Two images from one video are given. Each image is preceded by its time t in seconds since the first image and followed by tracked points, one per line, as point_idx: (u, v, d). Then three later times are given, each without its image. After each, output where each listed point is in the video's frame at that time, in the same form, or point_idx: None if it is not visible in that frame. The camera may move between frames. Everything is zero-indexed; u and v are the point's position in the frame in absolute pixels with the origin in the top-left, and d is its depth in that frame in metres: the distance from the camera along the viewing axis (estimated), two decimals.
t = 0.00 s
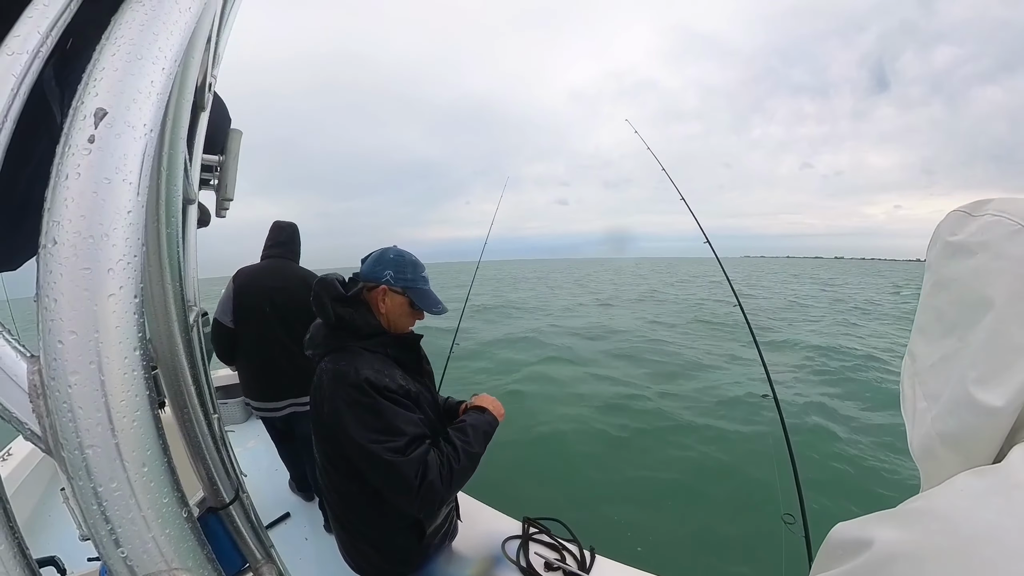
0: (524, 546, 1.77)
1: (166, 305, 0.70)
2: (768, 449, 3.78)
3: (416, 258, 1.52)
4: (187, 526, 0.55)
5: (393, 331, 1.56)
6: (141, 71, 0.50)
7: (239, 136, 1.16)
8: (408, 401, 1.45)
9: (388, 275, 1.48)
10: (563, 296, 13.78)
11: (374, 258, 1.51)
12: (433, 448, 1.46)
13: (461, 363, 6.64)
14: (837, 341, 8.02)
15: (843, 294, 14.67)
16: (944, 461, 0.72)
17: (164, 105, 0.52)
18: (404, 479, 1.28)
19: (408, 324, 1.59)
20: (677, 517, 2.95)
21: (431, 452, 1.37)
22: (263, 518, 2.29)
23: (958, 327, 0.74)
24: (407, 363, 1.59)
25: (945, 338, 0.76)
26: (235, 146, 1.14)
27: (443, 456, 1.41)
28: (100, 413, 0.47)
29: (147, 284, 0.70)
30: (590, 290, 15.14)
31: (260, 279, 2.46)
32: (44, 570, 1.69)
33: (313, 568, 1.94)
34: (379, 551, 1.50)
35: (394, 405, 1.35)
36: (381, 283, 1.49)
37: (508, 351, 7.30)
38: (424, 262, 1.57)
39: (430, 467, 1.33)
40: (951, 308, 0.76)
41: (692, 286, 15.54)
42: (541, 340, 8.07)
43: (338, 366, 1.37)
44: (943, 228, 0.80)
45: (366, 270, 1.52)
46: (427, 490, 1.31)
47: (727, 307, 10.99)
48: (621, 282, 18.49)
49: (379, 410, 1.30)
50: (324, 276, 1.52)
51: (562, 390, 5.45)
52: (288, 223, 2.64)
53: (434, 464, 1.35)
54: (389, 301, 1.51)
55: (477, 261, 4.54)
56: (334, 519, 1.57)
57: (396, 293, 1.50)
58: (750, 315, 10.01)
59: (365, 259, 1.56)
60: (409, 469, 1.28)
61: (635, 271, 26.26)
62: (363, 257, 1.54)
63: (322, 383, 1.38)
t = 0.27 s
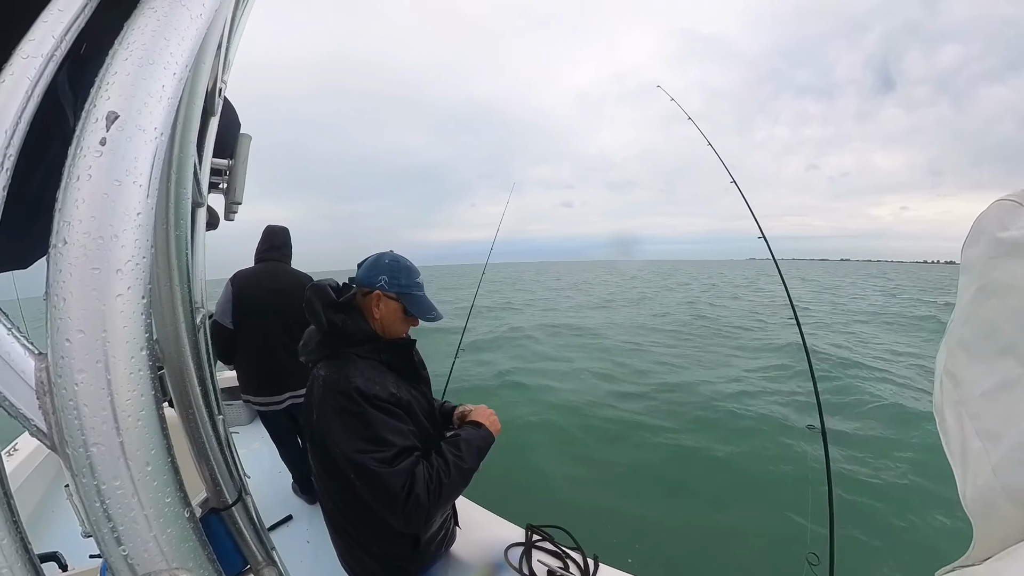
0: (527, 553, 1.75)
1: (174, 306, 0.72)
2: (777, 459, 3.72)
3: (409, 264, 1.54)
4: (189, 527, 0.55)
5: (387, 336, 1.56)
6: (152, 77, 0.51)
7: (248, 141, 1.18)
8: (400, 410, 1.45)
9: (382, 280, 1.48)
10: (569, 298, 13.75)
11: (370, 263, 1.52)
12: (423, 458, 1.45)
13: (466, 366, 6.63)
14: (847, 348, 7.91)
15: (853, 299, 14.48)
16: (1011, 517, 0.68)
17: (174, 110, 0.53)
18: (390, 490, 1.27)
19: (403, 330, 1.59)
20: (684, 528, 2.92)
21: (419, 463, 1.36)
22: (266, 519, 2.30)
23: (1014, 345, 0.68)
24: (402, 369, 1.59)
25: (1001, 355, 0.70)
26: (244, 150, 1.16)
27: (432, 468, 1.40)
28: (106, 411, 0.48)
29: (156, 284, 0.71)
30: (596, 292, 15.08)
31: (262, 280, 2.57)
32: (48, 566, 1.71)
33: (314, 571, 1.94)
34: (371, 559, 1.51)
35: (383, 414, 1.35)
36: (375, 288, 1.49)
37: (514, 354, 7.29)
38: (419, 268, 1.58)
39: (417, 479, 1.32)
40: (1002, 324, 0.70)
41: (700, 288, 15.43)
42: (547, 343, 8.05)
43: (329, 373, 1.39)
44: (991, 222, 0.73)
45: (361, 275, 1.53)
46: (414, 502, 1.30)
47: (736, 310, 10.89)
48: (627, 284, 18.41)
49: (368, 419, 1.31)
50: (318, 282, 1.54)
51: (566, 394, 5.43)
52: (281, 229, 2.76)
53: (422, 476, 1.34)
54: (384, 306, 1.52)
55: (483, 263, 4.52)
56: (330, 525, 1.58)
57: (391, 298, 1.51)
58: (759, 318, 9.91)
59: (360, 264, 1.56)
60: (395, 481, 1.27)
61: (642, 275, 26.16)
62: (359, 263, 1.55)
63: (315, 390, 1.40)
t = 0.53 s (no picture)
0: (527, 556, 1.75)
1: (176, 306, 0.72)
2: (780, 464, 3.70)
3: (405, 267, 1.55)
4: (189, 526, 0.55)
5: (381, 339, 1.57)
6: (158, 77, 0.52)
7: (253, 142, 1.18)
8: (394, 412, 1.45)
9: (378, 281, 1.49)
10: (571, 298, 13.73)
11: (365, 265, 1.53)
12: (417, 461, 1.45)
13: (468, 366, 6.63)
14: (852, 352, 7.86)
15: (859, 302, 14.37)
16: None
17: (180, 110, 0.54)
18: (385, 492, 1.27)
19: (397, 333, 1.60)
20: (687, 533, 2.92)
21: (413, 465, 1.36)
22: (266, 519, 2.30)
23: None
24: (395, 370, 1.60)
25: None
26: (249, 151, 1.17)
27: (427, 469, 1.40)
28: (107, 409, 0.48)
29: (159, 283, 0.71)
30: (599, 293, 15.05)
31: (263, 280, 2.61)
32: (49, 563, 1.72)
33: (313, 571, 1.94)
34: (368, 563, 1.50)
35: (378, 416, 1.35)
36: (371, 290, 1.50)
37: (516, 355, 7.28)
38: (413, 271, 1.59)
39: (411, 481, 1.32)
40: None
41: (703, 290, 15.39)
42: (549, 344, 8.03)
43: (323, 377, 1.39)
44: None
45: (356, 277, 1.53)
46: (409, 504, 1.30)
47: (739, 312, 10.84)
48: (630, 285, 18.36)
49: (361, 421, 1.31)
50: (310, 285, 1.55)
51: (569, 396, 5.41)
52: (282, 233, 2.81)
53: (416, 477, 1.34)
54: (379, 308, 1.53)
55: (487, 263, 4.51)
56: (326, 528, 1.58)
57: (386, 301, 1.52)
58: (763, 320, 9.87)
59: (355, 266, 1.57)
60: (390, 482, 1.27)
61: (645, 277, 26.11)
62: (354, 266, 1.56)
63: (309, 394, 1.40)
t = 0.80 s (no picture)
0: (528, 555, 1.75)
1: (180, 304, 0.73)
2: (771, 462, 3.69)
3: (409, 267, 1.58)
4: (192, 522, 0.55)
5: (382, 337, 1.58)
6: (162, 76, 0.52)
7: (257, 141, 1.19)
8: (394, 410, 1.45)
9: (389, 286, 1.50)
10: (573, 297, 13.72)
11: (370, 267, 1.51)
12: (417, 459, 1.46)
13: (469, 365, 6.64)
14: (854, 352, 7.83)
15: (862, 301, 14.34)
16: None
17: (184, 109, 0.54)
18: (385, 489, 1.28)
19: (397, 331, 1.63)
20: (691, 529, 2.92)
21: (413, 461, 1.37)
22: (268, 516, 2.31)
23: None
24: (395, 367, 1.60)
25: None
26: (252, 149, 1.17)
27: (426, 466, 1.40)
28: (111, 406, 0.48)
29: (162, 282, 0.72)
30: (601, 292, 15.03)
31: (269, 276, 2.64)
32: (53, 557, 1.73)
33: (314, 569, 1.94)
34: (369, 561, 1.51)
35: (378, 413, 1.35)
36: (382, 295, 1.51)
37: (517, 354, 7.28)
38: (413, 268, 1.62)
39: (411, 477, 1.33)
40: None
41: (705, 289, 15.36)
42: (551, 343, 8.03)
43: (323, 376, 1.39)
44: None
45: (361, 281, 1.51)
46: (409, 500, 1.31)
47: (741, 311, 10.82)
48: (632, 284, 18.33)
49: (362, 418, 1.31)
50: (308, 284, 1.55)
51: (570, 395, 5.41)
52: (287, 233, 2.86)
53: (416, 474, 1.34)
54: (389, 312, 1.55)
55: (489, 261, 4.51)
56: (326, 527, 1.58)
57: (393, 303, 1.54)
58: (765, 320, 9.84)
59: (354, 269, 1.55)
60: (391, 478, 1.28)
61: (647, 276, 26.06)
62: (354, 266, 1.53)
63: (310, 392, 1.40)
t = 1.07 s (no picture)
0: (529, 551, 1.76)
1: (183, 303, 0.73)
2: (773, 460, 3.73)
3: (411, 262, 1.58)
4: (196, 518, 0.56)
5: (386, 332, 1.58)
6: (163, 75, 0.52)
7: (258, 138, 1.19)
8: (399, 404, 1.46)
9: (388, 278, 1.51)
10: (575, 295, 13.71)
11: (370, 262, 1.52)
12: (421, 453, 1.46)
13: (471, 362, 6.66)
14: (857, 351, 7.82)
15: (864, 301, 14.31)
16: None
17: (185, 109, 0.54)
18: (390, 481, 1.28)
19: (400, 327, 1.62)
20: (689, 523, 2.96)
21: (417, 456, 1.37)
22: (272, 512, 2.33)
23: None
24: (399, 362, 1.61)
25: None
26: (253, 147, 1.17)
27: (431, 460, 1.41)
28: (115, 404, 0.49)
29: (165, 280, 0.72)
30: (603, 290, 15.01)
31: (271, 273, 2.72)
32: (60, 554, 1.75)
33: (317, 565, 1.96)
34: (373, 555, 1.52)
35: (383, 407, 1.36)
36: (381, 286, 1.51)
37: (519, 352, 7.29)
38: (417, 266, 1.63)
39: (416, 471, 1.33)
40: None
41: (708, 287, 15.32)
42: (553, 341, 8.04)
43: (330, 369, 1.40)
44: None
45: (361, 274, 1.53)
46: (414, 493, 1.31)
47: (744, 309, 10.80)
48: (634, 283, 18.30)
49: (368, 411, 1.32)
50: (315, 279, 1.56)
51: (572, 393, 5.42)
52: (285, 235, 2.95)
53: (420, 468, 1.35)
54: (388, 304, 1.54)
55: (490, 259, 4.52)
56: (329, 520, 1.59)
57: (394, 296, 1.54)
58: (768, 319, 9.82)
59: (360, 263, 1.57)
60: (396, 471, 1.28)
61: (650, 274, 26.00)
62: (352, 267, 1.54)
63: (317, 385, 1.41)
